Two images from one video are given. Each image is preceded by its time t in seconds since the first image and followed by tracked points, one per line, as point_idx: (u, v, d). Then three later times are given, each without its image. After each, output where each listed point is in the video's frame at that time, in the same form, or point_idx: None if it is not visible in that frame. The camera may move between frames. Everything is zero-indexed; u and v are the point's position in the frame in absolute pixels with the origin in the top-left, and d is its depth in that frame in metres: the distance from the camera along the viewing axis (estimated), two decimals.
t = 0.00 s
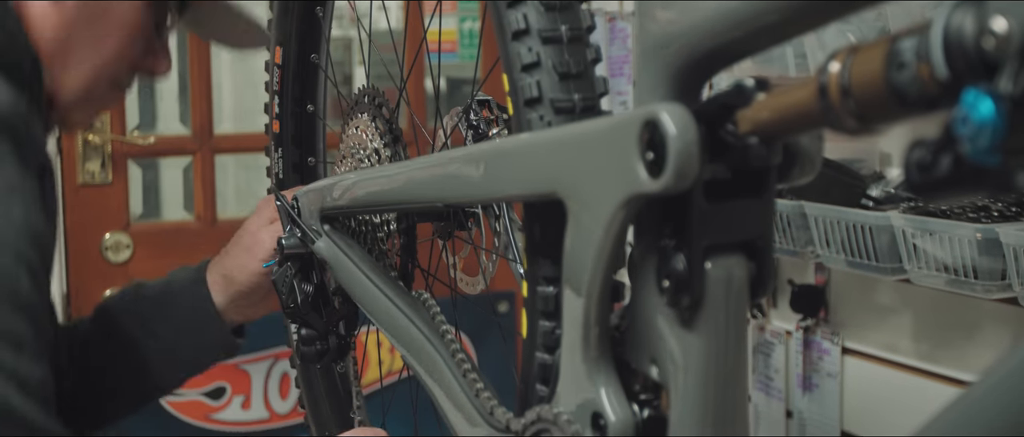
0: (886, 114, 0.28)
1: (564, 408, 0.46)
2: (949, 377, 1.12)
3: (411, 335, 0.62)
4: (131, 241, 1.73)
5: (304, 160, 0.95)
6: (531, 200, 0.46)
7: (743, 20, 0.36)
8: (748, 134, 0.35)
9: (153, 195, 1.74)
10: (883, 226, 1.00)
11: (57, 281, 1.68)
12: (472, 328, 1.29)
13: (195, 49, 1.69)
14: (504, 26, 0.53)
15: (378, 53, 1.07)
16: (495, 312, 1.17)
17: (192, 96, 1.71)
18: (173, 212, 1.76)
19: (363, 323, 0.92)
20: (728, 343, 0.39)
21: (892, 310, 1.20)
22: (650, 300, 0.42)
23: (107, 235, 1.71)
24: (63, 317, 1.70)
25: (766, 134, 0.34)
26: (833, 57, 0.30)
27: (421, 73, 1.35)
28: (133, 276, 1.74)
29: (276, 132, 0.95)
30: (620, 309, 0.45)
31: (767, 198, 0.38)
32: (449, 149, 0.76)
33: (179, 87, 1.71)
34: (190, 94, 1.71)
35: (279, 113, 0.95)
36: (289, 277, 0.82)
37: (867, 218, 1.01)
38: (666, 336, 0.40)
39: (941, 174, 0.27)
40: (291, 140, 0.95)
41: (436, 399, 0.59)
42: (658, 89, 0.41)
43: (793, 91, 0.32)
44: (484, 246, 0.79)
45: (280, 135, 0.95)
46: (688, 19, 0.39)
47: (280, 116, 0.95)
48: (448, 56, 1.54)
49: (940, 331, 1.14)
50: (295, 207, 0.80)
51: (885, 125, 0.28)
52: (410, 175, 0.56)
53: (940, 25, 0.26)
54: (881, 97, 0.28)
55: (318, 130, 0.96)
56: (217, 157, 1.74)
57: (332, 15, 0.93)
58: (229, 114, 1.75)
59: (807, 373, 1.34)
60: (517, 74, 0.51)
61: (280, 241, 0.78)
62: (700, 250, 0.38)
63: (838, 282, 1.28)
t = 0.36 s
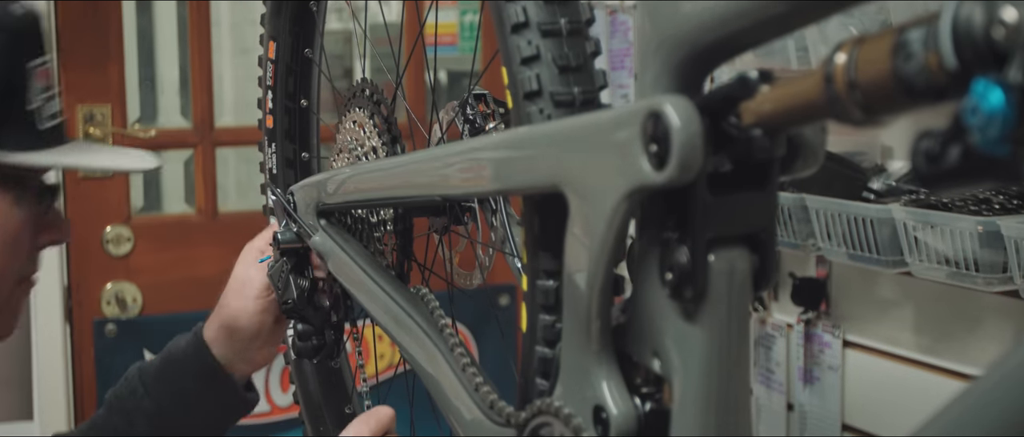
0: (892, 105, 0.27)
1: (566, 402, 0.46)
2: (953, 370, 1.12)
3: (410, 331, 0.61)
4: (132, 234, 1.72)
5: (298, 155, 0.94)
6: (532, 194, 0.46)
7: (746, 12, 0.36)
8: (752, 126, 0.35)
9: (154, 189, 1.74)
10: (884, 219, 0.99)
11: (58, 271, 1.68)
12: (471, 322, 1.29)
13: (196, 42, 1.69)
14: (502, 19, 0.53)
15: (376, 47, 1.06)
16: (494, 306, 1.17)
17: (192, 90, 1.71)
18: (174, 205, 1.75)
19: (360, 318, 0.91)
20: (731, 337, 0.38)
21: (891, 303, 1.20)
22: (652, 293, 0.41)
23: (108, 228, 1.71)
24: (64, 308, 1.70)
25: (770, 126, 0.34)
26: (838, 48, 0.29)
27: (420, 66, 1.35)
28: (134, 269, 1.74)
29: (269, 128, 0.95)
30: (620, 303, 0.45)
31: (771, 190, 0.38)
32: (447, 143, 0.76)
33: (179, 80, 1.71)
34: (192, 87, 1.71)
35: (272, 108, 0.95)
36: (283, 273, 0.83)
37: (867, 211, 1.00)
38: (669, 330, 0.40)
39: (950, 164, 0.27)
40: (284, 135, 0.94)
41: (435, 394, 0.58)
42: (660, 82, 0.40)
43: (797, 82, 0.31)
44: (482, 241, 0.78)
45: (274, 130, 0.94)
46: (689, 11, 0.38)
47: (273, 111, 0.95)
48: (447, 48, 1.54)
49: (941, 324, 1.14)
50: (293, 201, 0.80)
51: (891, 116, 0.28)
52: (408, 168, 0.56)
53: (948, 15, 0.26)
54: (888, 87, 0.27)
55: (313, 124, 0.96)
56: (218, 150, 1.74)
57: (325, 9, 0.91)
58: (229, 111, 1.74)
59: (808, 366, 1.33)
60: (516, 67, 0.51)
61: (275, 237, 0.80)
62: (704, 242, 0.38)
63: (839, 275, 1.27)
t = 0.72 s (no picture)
0: (893, 97, 0.27)
1: (568, 394, 0.46)
2: (953, 363, 1.13)
3: (413, 323, 0.62)
4: (133, 227, 1.72)
5: (304, 149, 0.94)
6: (534, 186, 0.46)
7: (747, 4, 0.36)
8: (754, 117, 0.35)
9: (155, 181, 1.73)
10: (886, 212, 0.99)
11: (59, 264, 1.67)
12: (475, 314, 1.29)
13: (197, 36, 1.69)
14: (505, 11, 0.53)
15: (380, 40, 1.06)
16: (497, 299, 1.17)
17: (193, 82, 1.71)
18: (174, 197, 1.75)
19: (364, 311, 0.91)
20: (734, 328, 0.38)
21: (894, 296, 1.20)
22: (655, 286, 0.41)
23: (108, 221, 1.71)
24: (65, 301, 1.70)
25: (772, 118, 0.34)
26: (840, 39, 0.29)
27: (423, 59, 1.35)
28: (134, 262, 1.74)
29: (275, 122, 0.95)
30: (623, 296, 0.45)
31: (774, 182, 0.38)
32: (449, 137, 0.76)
33: (180, 72, 1.70)
34: (193, 78, 1.70)
35: (277, 102, 0.95)
36: (288, 266, 0.83)
37: (870, 204, 1.01)
38: (672, 321, 0.40)
39: (951, 155, 0.27)
40: (290, 128, 0.94)
41: (438, 387, 0.58)
42: (662, 74, 0.40)
43: (799, 73, 0.32)
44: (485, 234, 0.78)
45: (279, 125, 0.94)
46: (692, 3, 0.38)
47: (278, 105, 0.95)
48: (450, 41, 1.53)
49: (941, 317, 1.14)
50: (297, 194, 0.80)
51: (893, 107, 0.28)
52: (411, 161, 0.56)
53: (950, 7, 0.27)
54: (888, 78, 0.27)
55: (318, 118, 0.96)
56: (219, 142, 1.74)
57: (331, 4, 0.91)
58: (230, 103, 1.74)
59: (810, 358, 1.33)
60: (519, 59, 0.51)
61: (280, 230, 0.81)
62: (706, 234, 0.38)
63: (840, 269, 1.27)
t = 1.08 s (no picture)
0: (898, 87, 0.27)
1: (570, 387, 0.45)
2: (954, 354, 1.13)
3: (414, 314, 0.61)
4: (135, 219, 1.72)
5: (302, 141, 0.94)
6: (536, 178, 0.45)
7: None
8: (757, 108, 0.34)
9: (157, 173, 1.73)
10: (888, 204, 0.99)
11: (60, 256, 1.68)
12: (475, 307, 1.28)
13: (197, 28, 1.69)
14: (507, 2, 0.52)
15: (380, 32, 1.05)
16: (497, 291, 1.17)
17: (194, 74, 1.71)
18: (176, 188, 1.75)
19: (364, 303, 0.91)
20: (736, 320, 0.38)
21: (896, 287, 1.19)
22: (657, 277, 0.41)
23: (111, 212, 1.71)
24: (66, 292, 1.70)
25: (776, 109, 0.34)
26: (845, 29, 0.29)
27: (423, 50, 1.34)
28: (136, 253, 1.74)
29: (274, 114, 0.94)
30: (625, 287, 0.45)
31: (777, 173, 0.38)
32: (450, 128, 0.75)
33: (181, 63, 1.70)
34: (194, 70, 1.71)
35: (277, 94, 0.94)
36: (288, 258, 0.83)
37: (872, 195, 1.00)
38: (674, 312, 0.40)
39: (957, 145, 0.27)
40: (289, 121, 0.93)
41: (439, 378, 0.58)
42: (665, 66, 0.40)
43: (804, 64, 0.31)
44: (486, 226, 0.78)
45: (278, 116, 0.94)
46: None
47: (277, 96, 0.94)
48: (451, 33, 1.52)
49: (945, 308, 1.13)
50: (297, 185, 0.80)
51: (897, 98, 0.28)
52: (413, 153, 0.56)
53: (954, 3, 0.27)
54: (895, 68, 0.27)
55: (317, 109, 0.96)
56: (220, 134, 1.74)
57: None
58: (231, 96, 1.74)
59: (811, 350, 1.33)
60: (521, 50, 0.51)
61: (280, 221, 0.81)
62: (709, 225, 0.37)
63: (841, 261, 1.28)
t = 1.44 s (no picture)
0: (896, 78, 0.27)
1: (573, 378, 0.46)
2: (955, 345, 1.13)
3: (418, 304, 0.62)
4: (137, 211, 1.73)
5: (309, 131, 0.94)
6: (538, 168, 0.45)
7: None
8: (758, 99, 0.35)
9: (159, 164, 1.74)
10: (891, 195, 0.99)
11: (63, 248, 1.69)
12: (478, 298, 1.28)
13: (200, 20, 1.70)
14: None
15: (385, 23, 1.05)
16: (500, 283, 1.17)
17: (196, 66, 1.71)
18: (179, 180, 1.76)
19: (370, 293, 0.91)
20: (738, 310, 0.38)
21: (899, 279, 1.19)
22: (658, 267, 0.41)
23: (112, 204, 1.72)
24: (69, 284, 1.71)
25: (777, 100, 0.34)
26: (844, 20, 0.29)
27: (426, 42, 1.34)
28: (138, 245, 1.75)
29: (281, 104, 0.94)
30: (627, 277, 0.45)
31: (778, 164, 0.38)
32: (455, 119, 0.75)
33: (183, 56, 1.71)
34: (196, 63, 1.71)
35: (284, 84, 0.94)
36: (294, 248, 0.82)
37: (875, 186, 1.00)
38: (676, 303, 0.40)
39: (954, 135, 0.27)
40: (296, 111, 0.94)
41: (443, 368, 0.59)
42: (666, 57, 0.40)
43: (803, 55, 0.31)
44: (491, 217, 0.78)
45: (286, 107, 0.94)
46: None
47: (284, 87, 0.94)
48: (454, 25, 1.52)
49: (948, 299, 1.14)
50: (302, 176, 0.80)
51: (896, 90, 0.28)
52: (417, 143, 0.56)
53: None
54: (894, 60, 0.27)
55: (324, 100, 0.96)
56: (223, 126, 1.74)
57: None
58: (235, 86, 1.74)
59: (813, 342, 1.33)
60: (524, 41, 0.51)
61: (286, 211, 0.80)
62: (710, 216, 0.38)
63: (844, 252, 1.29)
